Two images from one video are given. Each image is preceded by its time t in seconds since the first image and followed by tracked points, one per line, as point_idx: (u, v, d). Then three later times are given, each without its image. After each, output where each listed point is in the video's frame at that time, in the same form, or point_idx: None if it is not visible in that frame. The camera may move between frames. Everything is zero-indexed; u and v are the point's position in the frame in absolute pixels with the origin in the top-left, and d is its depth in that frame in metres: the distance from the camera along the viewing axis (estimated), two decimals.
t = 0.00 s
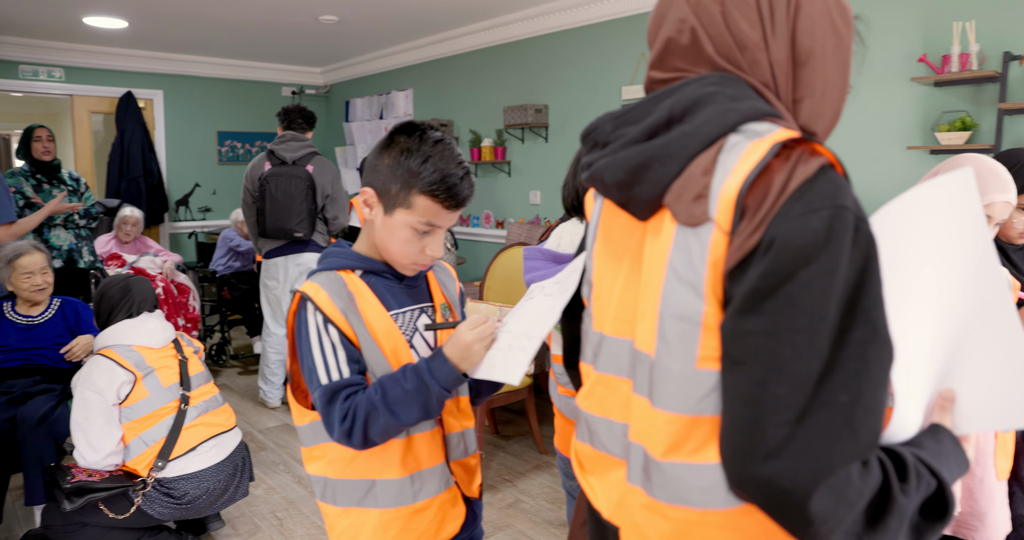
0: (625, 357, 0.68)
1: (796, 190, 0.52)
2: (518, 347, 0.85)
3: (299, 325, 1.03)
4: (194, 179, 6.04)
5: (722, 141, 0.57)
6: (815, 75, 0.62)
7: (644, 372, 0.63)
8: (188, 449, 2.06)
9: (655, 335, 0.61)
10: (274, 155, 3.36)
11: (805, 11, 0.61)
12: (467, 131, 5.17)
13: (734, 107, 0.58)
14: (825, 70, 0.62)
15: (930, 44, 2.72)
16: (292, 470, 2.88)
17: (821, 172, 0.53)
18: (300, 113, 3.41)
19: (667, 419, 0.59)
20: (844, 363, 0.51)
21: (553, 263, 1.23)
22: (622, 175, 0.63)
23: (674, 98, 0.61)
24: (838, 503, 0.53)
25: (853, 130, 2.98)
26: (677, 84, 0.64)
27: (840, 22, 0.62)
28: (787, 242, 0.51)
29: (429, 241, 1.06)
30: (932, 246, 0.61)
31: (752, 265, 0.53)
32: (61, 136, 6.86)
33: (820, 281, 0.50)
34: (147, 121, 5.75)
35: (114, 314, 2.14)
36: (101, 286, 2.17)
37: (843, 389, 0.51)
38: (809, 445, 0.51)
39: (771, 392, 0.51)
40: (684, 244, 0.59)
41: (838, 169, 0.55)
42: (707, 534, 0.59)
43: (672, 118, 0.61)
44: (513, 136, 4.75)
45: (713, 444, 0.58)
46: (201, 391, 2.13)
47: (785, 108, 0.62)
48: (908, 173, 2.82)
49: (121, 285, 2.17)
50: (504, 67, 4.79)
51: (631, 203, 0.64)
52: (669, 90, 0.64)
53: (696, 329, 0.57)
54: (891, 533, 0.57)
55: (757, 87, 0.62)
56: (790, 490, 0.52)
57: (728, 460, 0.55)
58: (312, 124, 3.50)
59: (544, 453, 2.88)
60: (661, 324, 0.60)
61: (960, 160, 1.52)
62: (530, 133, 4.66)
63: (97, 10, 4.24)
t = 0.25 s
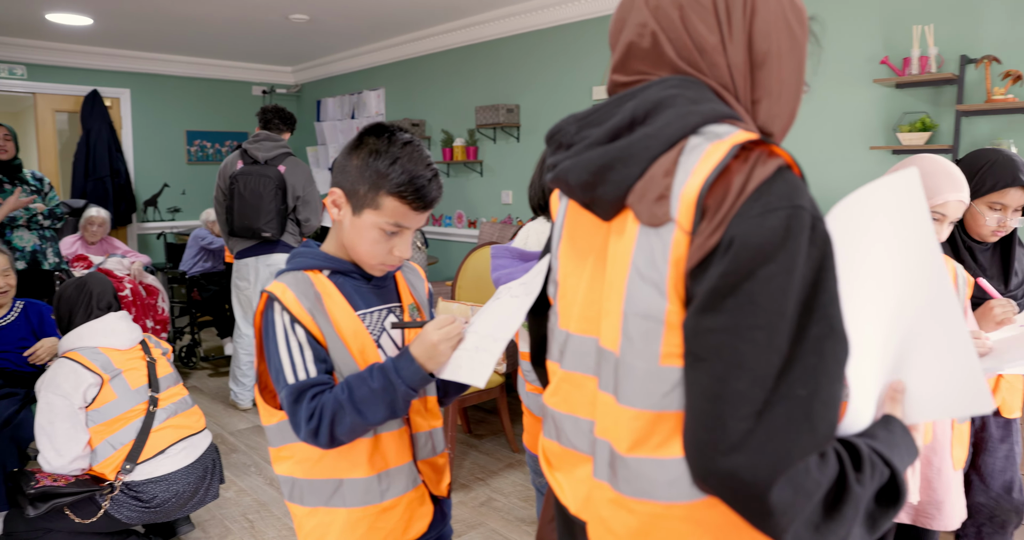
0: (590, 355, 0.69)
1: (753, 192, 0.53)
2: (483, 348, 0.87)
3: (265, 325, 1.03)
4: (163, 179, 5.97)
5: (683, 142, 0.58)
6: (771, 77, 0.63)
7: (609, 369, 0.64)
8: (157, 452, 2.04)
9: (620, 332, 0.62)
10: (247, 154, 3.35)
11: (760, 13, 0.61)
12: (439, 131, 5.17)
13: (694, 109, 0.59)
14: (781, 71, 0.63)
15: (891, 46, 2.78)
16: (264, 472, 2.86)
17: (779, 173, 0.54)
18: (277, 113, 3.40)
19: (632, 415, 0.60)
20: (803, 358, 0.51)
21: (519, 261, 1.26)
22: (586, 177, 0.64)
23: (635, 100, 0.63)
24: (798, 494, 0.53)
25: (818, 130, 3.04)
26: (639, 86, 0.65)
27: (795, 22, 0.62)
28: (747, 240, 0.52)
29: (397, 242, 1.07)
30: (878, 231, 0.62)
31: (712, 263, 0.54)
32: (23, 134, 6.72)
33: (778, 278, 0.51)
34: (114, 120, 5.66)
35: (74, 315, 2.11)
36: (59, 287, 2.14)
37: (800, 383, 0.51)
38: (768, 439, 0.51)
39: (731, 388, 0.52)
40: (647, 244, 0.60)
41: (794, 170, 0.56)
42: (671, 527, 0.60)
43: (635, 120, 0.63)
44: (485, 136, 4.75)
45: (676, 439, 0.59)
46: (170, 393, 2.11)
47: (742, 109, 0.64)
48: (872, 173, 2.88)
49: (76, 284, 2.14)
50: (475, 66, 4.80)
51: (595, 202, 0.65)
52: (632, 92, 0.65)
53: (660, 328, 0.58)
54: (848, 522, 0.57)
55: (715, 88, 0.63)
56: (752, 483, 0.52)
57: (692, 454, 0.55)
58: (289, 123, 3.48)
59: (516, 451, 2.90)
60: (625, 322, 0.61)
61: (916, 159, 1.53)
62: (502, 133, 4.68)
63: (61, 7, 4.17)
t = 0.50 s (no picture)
0: (553, 350, 0.70)
1: (708, 188, 0.54)
2: (451, 348, 0.88)
3: (230, 325, 1.02)
4: (130, 179, 5.88)
5: (640, 141, 0.60)
6: (726, 77, 0.64)
7: (570, 364, 0.65)
8: (123, 455, 2.02)
9: (579, 327, 0.63)
10: (220, 152, 3.32)
11: (713, 14, 0.63)
12: (410, 130, 5.16)
13: (651, 109, 0.60)
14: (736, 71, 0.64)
15: (854, 49, 2.83)
16: (234, 474, 2.83)
17: (731, 171, 0.55)
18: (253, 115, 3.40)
19: (591, 408, 0.61)
20: (756, 351, 0.53)
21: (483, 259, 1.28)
22: (547, 175, 0.65)
23: (594, 101, 0.64)
24: (751, 484, 0.54)
25: (784, 131, 3.09)
26: (599, 88, 0.66)
27: (749, 21, 0.63)
28: (699, 235, 0.53)
29: (365, 242, 1.07)
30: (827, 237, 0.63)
31: (667, 259, 0.55)
32: None
33: (731, 274, 0.52)
34: (78, 119, 5.56)
35: (43, 316, 2.08)
36: (29, 286, 2.10)
37: (753, 376, 0.53)
38: (720, 429, 0.53)
39: (685, 381, 0.53)
40: (604, 241, 0.61)
41: (746, 169, 0.57)
42: (630, 519, 0.61)
43: (594, 120, 0.64)
44: (456, 136, 4.76)
45: (635, 431, 0.60)
46: (136, 395, 2.09)
47: (701, 110, 0.65)
48: (835, 172, 2.94)
49: (50, 286, 2.11)
50: (446, 66, 4.80)
51: (555, 201, 0.66)
52: (592, 93, 0.66)
53: (617, 322, 0.60)
54: (800, 514, 0.58)
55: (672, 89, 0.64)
56: (705, 473, 0.53)
57: (648, 447, 0.56)
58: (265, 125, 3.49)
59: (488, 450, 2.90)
60: (585, 317, 0.62)
61: (876, 159, 1.56)
62: (473, 133, 4.68)
63: (23, 4, 4.09)
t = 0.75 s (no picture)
0: (509, 345, 0.71)
1: (651, 185, 0.56)
2: (420, 348, 0.89)
3: (196, 324, 1.02)
4: (96, 179, 5.79)
5: (588, 141, 0.61)
6: (677, 77, 0.66)
7: (523, 357, 0.67)
8: (87, 459, 1.99)
9: (530, 323, 0.65)
10: (191, 152, 3.30)
11: (662, 14, 0.64)
12: (381, 131, 5.15)
13: (600, 109, 0.62)
14: (687, 70, 0.66)
15: (817, 51, 2.89)
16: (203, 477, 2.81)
17: (674, 170, 0.57)
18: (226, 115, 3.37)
19: (540, 400, 0.63)
20: (697, 344, 0.54)
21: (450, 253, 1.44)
22: (502, 173, 0.66)
23: (548, 103, 0.66)
24: (689, 477, 0.55)
25: (750, 132, 3.13)
26: (554, 90, 0.68)
27: (700, 18, 0.65)
28: (636, 232, 0.54)
29: (332, 241, 1.08)
30: (771, 248, 0.67)
31: (610, 255, 0.57)
32: None
33: (671, 270, 0.54)
34: (42, 119, 5.45)
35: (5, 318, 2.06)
36: None
37: (692, 370, 0.54)
38: (659, 421, 0.54)
39: (624, 373, 0.54)
40: (554, 237, 0.63)
41: (696, 168, 0.60)
42: (578, 508, 0.63)
43: (548, 120, 0.66)
44: (427, 136, 4.75)
45: (579, 425, 0.62)
46: (101, 398, 2.05)
47: (656, 110, 0.67)
48: (801, 172, 2.99)
49: (10, 289, 2.10)
50: (417, 66, 4.79)
51: (511, 199, 0.68)
52: (549, 94, 0.68)
53: (564, 317, 0.62)
54: (743, 507, 0.58)
55: (624, 89, 0.66)
56: (642, 463, 0.55)
57: (592, 438, 0.58)
58: (237, 125, 3.46)
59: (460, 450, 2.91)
60: (535, 312, 0.64)
61: (837, 159, 1.59)
62: (444, 133, 4.68)
63: None
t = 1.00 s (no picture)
0: (464, 340, 0.73)
1: (594, 183, 0.59)
2: (389, 347, 0.89)
3: (163, 325, 1.03)
4: (62, 180, 5.69)
5: (539, 141, 0.64)
6: (630, 80, 0.68)
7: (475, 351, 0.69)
8: (52, 465, 1.96)
9: (481, 317, 0.67)
10: (160, 153, 3.27)
11: (612, 20, 0.67)
12: (352, 131, 5.13)
13: (553, 110, 0.65)
14: (638, 71, 0.69)
15: (781, 54, 2.94)
16: (172, 480, 2.78)
17: (616, 171, 0.60)
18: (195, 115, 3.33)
19: (488, 393, 0.65)
20: (636, 340, 0.56)
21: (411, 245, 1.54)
22: (457, 173, 0.68)
23: (503, 105, 0.68)
24: (627, 469, 0.57)
25: (717, 133, 3.18)
26: (510, 93, 0.70)
27: (651, 20, 0.67)
28: (576, 230, 0.57)
29: (300, 241, 1.08)
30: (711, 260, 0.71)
31: (553, 252, 0.59)
32: None
33: (610, 267, 0.56)
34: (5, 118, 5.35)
35: None
36: None
37: (629, 365, 0.56)
38: (596, 416, 0.56)
39: (563, 367, 0.56)
40: (503, 234, 0.66)
41: (644, 170, 0.62)
42: (524, 499, 0.65)
43: (502, 122, 0.68)
44: (398, 137, 4.74)
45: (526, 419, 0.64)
46: (67, 402, 2.02)
47: (610, 111, 0.69)
48: (767, 172, 3.04)
49: None
50: (388, 67, 4.78)
51: (466, 197, 0.70)
52: (505, 97, 0.70)
53: (512, 311, 0.64)
54: (674, 501, 0.59)
55: (578, 90, 0.68)
56: (578, 455, 0.56)
57: (535, 431, 0.59)
58: (208, 125, 3.42)
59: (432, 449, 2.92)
60: (486, 306, 0.67)
61: (801, 160, 1.62)
62: (415, 134, 4.68)
63: None
